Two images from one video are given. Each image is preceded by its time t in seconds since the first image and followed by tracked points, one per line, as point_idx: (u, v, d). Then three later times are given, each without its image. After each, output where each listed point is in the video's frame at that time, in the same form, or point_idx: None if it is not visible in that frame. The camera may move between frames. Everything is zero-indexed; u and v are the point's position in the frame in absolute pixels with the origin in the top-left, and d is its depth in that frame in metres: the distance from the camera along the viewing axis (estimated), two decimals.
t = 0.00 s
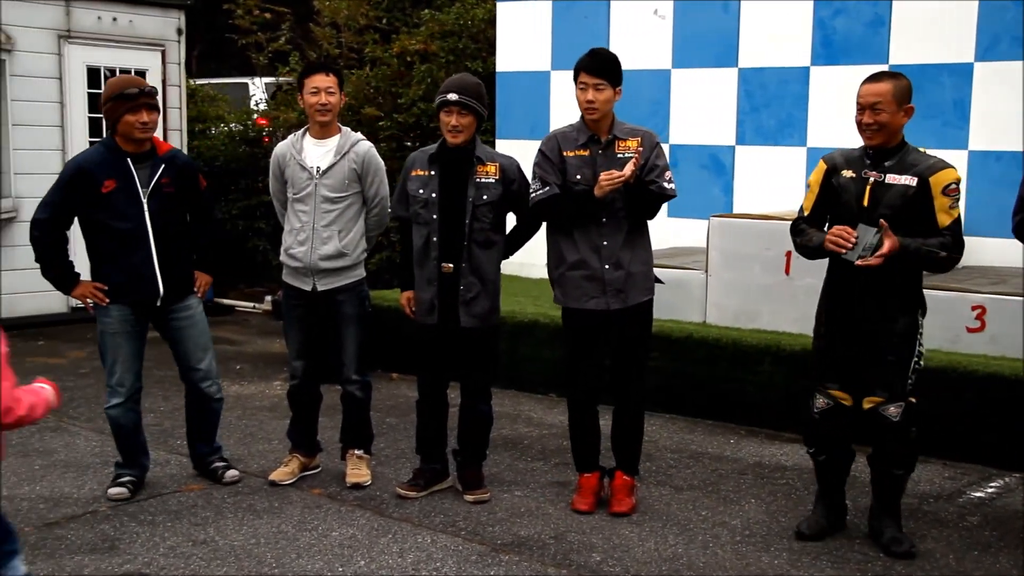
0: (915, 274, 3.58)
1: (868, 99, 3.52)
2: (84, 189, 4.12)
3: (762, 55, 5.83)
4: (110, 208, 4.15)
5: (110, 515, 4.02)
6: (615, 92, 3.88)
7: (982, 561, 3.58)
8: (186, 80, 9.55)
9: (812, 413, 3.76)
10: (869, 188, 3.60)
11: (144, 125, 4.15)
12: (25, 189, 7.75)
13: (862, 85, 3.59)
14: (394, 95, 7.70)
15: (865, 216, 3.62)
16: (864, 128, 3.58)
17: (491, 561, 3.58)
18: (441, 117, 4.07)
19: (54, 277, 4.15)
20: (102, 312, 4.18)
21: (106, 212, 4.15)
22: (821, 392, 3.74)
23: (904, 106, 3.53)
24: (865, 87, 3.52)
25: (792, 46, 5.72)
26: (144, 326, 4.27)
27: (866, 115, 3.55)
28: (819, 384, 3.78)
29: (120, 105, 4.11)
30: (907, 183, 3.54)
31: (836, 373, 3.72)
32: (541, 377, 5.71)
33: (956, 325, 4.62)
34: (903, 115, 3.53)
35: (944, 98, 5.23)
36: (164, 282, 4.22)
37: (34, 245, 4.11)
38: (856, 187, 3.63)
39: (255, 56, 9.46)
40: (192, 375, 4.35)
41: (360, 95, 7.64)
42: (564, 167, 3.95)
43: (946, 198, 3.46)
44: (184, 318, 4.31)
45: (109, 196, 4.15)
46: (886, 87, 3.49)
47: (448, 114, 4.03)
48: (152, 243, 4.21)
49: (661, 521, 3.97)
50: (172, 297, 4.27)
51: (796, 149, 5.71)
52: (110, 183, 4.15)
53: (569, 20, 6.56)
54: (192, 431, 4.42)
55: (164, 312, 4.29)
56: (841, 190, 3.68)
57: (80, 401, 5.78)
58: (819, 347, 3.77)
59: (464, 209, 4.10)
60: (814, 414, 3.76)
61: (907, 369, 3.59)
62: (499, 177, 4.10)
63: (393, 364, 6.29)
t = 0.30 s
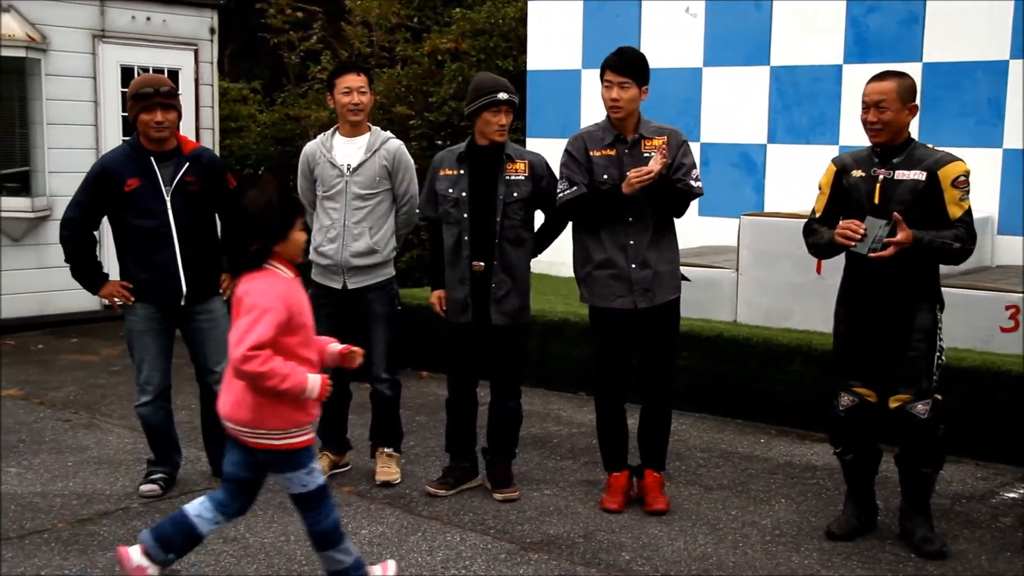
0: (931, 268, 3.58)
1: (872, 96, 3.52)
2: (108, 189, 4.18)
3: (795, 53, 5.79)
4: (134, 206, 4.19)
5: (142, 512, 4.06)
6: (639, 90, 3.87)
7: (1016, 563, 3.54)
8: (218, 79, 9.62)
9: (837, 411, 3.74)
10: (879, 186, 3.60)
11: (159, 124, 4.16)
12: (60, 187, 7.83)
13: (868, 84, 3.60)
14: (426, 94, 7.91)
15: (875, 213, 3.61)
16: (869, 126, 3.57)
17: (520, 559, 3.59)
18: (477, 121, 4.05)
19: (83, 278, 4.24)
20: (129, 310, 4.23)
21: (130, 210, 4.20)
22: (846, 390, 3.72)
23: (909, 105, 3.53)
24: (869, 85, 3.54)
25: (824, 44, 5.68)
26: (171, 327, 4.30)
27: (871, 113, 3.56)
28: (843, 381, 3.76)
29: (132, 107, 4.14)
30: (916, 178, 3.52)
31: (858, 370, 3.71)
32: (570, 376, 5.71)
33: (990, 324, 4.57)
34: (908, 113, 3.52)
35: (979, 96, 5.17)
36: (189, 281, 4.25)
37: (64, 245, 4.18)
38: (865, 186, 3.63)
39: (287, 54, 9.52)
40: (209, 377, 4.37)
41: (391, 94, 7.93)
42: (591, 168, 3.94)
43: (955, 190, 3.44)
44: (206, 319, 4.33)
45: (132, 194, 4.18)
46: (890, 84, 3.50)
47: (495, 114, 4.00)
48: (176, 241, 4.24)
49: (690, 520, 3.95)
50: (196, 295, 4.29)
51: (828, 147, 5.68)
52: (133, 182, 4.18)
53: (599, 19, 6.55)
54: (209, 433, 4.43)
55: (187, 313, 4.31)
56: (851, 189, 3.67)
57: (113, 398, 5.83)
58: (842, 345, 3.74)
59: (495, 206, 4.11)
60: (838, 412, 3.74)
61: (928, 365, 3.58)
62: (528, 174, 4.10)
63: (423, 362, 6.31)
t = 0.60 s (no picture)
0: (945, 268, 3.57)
1: (880, 97, 3.51)
2: (132, 185, 4.20)
3: (813, 51, 5.77)
4: (157, 203, 4.21)
5: (159, 509, 4.08)
6: (663, 88, 3.87)
7: None
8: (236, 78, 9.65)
9: (850, 412, 3.73)
10: (891, 185, 3.58)
11: (186, 119, 4.19)
12: (79, 185, 7.88)
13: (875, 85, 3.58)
14: (442, 92, 7.96)
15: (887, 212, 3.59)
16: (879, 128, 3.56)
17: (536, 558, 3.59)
18: (493, 119, 4.05)
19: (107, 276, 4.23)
20: (150, 308, 4.24)
21: (153, 207, 4.22)
22: (859, 391, 3.71)
23: (918, 104, 3.51)
24: (876, 86, 3.53)
25: (843, 42, 5.66)
26: (193, 324, 4.32)
27: (880, 114, 3.55)
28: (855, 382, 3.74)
29: (161, 102, 4.18)
30: (929, 177, 3.52)
31: (871, 372, 3.69)
32: (586, 375, 5.71)
33: (1008, 325, 4.55)
34: (916, 113, 3.51)
35: (997, 94, 5.14)
36: (208, 280, 4.26)
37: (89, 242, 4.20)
38: (878, 185, 3.62)
39: (304, 53, 9.55)
40: (228, 374, 4.41)
41: (407, 93, 7.98)
42: (608, 167, 3.94)
43: (967, 190, 3.44)
44: (227, 317, 4.35)
45: (155, 190, 4.20)
46: (897, 85, 3.49)
47: (511, 111, 3.99)
48: (198, 238, 4.25)
49: (706, 520, 3.95)
50: (219, 295, 4.31)
51: (846, 146, 5.66)
52: (156, 178, 4.20)
53: (616, 18, 6.54)
54: (226, 431, 4.45)
55: (208, 312, 4.33)
56: (863, 189, 3.66)
57: (131, 396, 5.85)
58: (855, 347, 3.73)
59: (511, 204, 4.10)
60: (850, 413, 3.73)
61: (940, 365, 3.56)
62: (544, 173, 4.10)
63: (438, 360, 6.32)
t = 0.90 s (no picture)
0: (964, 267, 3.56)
1: (896, 99, 3.50)
2: (159, 182, 4.21)
3: (828, 48, 5.75)
4: (184, 199, 4.23)
5: (172, 506, 4.10)
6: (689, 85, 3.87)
7: None
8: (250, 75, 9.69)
9: (866, 412, 3.71)
10: (911, 182, 3.56)
11: (218, 114, 4.21)
12: (93, 183, 7.91)
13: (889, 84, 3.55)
14: (455, 90, 7.99)
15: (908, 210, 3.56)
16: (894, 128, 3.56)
17: (547, 556, 3.59)
18: (506, 116, 4.06)
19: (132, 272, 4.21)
20: (174, 304, 4.25)
21: (180, 203, 4.23)
22: (875, 391, 3.70)
23: (934, 103, 3.49)
24: (892, 88, 3.50)
25: (858, 40, 5.64)
26: (214, 321, 4.34)
27: (897, 115, 3.53)
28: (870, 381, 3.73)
29: (194, 96, 4.20)
30: (950, 174, 3.51)
31: (889, 371, 3.67)
32: (598, 372, 5.71)
33: None
34: (934, 111, 3.49)
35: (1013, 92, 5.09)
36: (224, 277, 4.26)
37: (113, 239, 4.17)
38: (897, 183, 3.59)
39: (318, 51, 9.58)
40: (244, 368, 4.42)
41: (421, 90, 8.02)
42: (629, 165, 3.96)
43: (988, 187, 3.47)
44: (248, 312, 4.37)
45: (182, 186, 4.22)
46: (912, 86, 3.46)
47: (523, 108, 4.00)
48: (226, 234, 4.27)
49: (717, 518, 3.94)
50: (243, 290, 4.33)
51: (860, 144, 5.64)
52: (183, 174, 4.22)
53: (629, 15, 6.53)
54: (239, 426, 4.47)
55: (229, 308, 4.35)
56: (882, 187, 3.63)
57: (144, 392, 5.88)
58: (871, 346, 3.71)
59: (523, 201, 4.10)
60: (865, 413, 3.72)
61: (958, 363, 3.56)
62: (557, 171, 4.10)
63: (451, 358, 6.33)
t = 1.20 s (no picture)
0: (968, 264, 3.56)
1: (929, 102, 3.44)
2: (168, 178, 4.21)
3: (827, 47, 5.75)
4: (191, 196, 4.23)
5: (170, 504, 4.09)
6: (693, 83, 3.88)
7: None
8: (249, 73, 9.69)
9: (870, 409, 3.71)
10: (921, 181, 3.56)
11: (230, 112, 4.24)
12: (92, 180, 7.90)
13: (903, 89, 3.49)
14: (454, 88, 8.04)
15: (920, 208, 3.55)
16: (924, 133, 3.51)
17: (546, 554, 3.59)
18: (506, 113, 4.06)
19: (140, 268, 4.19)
20: (179, 303, 4.25)
21: (187, 200, 4.23)
22: (879, 389, 3.70)
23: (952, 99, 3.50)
24: (919, 93, 3.44)
25: (857, 39, 5.63)
26: (220, 319, 4.34)
27: (925, 119, 3.48)
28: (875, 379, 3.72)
29: (204, 94, 4.20)
30: (960, 172, 3.51)
31: (894, 371, 3.66)
32: (598, 371, 5.71)
33: None
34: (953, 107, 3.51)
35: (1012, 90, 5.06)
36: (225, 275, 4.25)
37: (121, 236, 4.16)
38: (906, 182, 3.58)
39: (317, 49, 9.58)
40: (245, 366, 4.42)
41: (419, 88, 8.05)
42: (632, 162, 3.96)
43: (999, 185, 3.46)
44: (254, 309, 4.37)
45: (189, 183, 4.23)
46: (940, 88, 3.43)
47: (523, 106, 4.01)
48: (233, 231, 4.28)
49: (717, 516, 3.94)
50: (249, 287, 4.33)
51: (859, 143, 5.65)
52: (191, 171, 4.23)
53: (628, 14, 6.53)
54: (239, 424, 4.47)
55: (236, 306, 4.35)
56: (890, 187, 3.61)
57: (143, 390, 5.88)
58: (876, 345, 3.71)
59: (522, 200, 4.10)
60: (870, 411, 3.71)
61: (963, 363, 3.56)
62: (556, 169, 4.11)
63: (450, 356, 6.33)
